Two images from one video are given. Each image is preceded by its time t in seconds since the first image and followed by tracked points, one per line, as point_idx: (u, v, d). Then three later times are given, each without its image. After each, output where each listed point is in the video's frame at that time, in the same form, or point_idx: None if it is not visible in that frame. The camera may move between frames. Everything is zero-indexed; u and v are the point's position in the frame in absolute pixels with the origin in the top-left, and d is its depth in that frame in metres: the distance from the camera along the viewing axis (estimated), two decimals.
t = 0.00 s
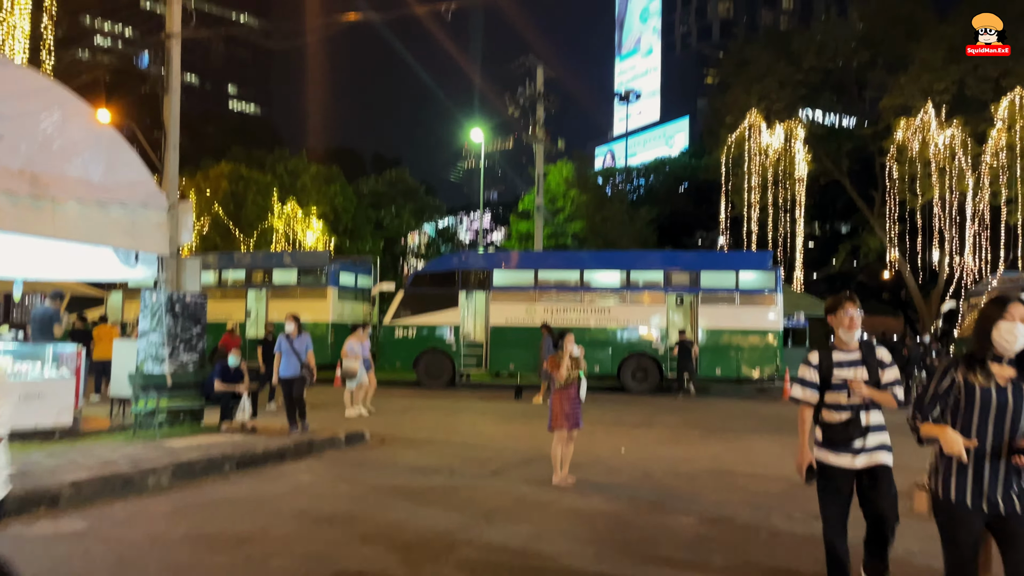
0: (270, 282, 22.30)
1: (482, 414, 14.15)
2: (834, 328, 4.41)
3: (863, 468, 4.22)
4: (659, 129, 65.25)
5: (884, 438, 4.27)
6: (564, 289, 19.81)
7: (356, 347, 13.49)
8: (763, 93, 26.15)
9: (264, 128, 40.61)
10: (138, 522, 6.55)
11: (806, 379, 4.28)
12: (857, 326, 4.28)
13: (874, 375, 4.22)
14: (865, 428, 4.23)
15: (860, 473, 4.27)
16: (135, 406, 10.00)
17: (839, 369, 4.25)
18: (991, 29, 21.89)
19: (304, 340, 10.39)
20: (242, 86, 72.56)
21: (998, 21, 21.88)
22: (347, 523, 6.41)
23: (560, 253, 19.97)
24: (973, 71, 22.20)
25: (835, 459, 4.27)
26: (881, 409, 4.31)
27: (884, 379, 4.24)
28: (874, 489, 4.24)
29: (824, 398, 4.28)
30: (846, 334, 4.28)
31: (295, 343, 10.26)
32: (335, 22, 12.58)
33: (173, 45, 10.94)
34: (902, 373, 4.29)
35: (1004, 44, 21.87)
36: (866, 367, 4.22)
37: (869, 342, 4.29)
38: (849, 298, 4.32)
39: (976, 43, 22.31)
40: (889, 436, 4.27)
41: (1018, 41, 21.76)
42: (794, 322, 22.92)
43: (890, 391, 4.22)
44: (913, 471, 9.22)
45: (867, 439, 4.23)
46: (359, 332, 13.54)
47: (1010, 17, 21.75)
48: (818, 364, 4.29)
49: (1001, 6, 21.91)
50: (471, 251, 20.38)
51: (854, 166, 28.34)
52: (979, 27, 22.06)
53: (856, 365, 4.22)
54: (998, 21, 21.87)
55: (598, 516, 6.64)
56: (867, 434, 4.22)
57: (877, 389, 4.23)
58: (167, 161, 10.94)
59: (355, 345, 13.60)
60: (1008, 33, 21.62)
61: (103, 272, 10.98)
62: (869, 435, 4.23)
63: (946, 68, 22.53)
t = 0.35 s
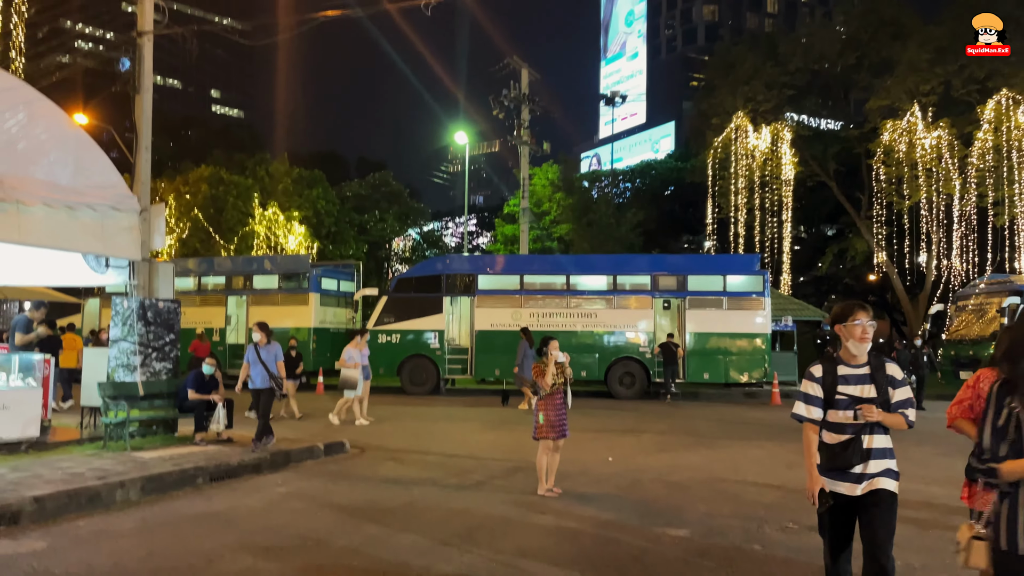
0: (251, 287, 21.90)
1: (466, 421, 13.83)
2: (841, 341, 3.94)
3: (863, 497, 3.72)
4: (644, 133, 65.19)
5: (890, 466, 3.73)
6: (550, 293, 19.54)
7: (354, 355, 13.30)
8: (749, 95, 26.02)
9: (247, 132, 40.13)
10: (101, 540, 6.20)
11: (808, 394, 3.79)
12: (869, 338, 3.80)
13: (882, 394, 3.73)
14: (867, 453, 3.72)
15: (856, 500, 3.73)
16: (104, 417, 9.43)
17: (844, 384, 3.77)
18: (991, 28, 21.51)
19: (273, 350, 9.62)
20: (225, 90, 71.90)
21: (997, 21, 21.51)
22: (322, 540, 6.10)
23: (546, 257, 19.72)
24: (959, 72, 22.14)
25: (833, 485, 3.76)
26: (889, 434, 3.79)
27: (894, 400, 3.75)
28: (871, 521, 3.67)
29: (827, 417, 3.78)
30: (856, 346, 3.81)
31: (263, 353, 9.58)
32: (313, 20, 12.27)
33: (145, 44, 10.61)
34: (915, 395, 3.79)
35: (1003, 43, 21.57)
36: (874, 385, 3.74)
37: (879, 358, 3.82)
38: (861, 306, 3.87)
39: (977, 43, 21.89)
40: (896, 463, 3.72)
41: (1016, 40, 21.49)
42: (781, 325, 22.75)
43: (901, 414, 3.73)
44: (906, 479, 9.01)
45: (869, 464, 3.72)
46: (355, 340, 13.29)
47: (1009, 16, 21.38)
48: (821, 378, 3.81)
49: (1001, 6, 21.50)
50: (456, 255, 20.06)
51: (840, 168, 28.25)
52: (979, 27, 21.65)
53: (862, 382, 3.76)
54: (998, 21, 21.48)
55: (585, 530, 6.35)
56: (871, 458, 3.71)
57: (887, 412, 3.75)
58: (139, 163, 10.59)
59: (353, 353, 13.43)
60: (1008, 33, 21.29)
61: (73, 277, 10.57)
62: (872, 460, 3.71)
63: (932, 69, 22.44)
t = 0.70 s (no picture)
0: (235, 270, 21.57)
1: (452, 405, 13.67)
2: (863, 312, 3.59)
3: (884, 488, 3.34)
4: (631, 117, 64.89)
5: (917, 452, 3.36)
6: (538, 276, 19.35)
7: (355, 338, 13.09)
8: (738, 76, 25.75)
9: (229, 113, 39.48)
10: (74, 528, 5.98)
11: (824, 372, 3.45)
12: (894, 308, 3.45)
13: (909, 370, 3.38)
14: (893, 437, 3.36)
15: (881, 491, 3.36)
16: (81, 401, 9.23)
17: (864, 360, 3.42)
18: (992, 28, 21.31)
19: (248, 331, 9.22)
20: (208, 73, 70.86)
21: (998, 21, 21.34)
22: (306, 527, 5.91)
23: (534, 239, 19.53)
24: (948, 54, 21.99)
25: (852, 472, 3.39)
26: (917, 416, 3.43)
27: (922, 377, 3.41)
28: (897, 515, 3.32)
29: (844, 396, 3.44)
30: (879, 317, 3.46)
31: (237, 335, 9.14)
32: None
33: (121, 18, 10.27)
34: (947, 372, 3.45)
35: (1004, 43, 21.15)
36: (898, 360, 3.39)
37: (906, 330, 3.46)
38: (887, 273, 3.52)
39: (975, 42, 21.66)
40: (923, 450, 3.36)
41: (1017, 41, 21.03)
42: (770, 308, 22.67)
43: (932, 392, 3.38)
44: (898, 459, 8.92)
45: (894, 450, 3.35)
46: (357, 324, 13.03)
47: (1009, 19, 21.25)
48: (838, 353, 3.46)
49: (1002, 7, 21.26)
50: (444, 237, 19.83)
51: (828, 151, 28.11)
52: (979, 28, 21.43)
53: (884, 357, 3.41)
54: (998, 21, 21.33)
55: (576, 516, 6.20)
56: (896, 444, 3.35)
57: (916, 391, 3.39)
58: (115, 141, 10.28)
59: (353, 337, 13.20)
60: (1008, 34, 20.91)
61: (47, 258, 10.27)
62: (898, 446, 3.35)
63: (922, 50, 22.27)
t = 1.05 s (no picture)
0: (205, 280, 21.12)
1: (427, 417, 13.40)
2: (868, 330, 3.21)
3: (904, 531, 3.00)
4: (607, 126, 65.16)
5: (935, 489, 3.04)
6: (515, 285, 19.13)
7: (347, 350, 12.63)
8: (713, 86, 25.81)
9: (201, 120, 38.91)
10: (25, 555, 5.64)
11: (830, 402, 3.06)
12: (900, 327, 3.06)
13: (924, 397, 3.00)
14: (912, 474, 3.01)
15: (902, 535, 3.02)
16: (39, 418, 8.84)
17: (876, 387, 3.02)
18: (992, 29, 21.74)
19: (208, 346, 8.70)
20: (180, 80, 70.07)
21: (998, 21, 21.78)
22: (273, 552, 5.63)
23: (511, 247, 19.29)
24: (920, 64, 22.20)
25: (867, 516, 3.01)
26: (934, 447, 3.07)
27: (939, 405, 3.02)
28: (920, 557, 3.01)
29: (852, 428, 3.05)
30: (886, 337, 3.06)
31: (196, 350, 8.59)
32: None
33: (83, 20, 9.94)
34: (964, 397, 3.06)
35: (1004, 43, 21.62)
36: (912, 386, 3.01)
37: (917, 349, 3.08)
38: (892, 286, 3.15)
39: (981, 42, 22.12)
40: (942, 484, 3.04)
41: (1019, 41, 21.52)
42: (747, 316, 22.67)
43: (947, 422, 3.01)
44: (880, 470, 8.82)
45: (914, 489, 3.01)
46: (348, 335, 12.65)
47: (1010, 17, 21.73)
48: (845, 379, 3.06)
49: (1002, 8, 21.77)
50: (419, 246, 19.55)
51: (802, 159, 28.25)
52: (979, 28, 21.82)
53: (897, 382, 3.02)
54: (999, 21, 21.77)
55: (556, 536, 5.97)
56: (915, 481, 3.01)
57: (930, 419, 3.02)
58: (78, 147, 9.92)
59: (345, 349, 12.73)
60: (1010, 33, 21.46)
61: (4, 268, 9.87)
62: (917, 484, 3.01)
63: (894, 60, 22.46)
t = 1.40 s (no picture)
0: (195, 284, 20.85)
1: (420, 422, 13.16)
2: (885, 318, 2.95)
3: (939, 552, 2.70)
4: (601, 129, 65.10)
5: (973, 500, 2.73)
6: (509, 287, 18.92)
7: (355, 354, 12.44)
8: (708, 86, 25.65)
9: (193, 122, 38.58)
10: None
11: (847, 402, 2.76)
12: (918, 310, 2.80)
13: (954, 394, 2.75)
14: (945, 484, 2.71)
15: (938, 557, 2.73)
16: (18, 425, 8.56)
17: (898, 383, 2.75)
18: (992, 29, 21.54)
19: (192, 357, 8.28)
20: (173, 83, 69.77)
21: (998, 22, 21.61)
22: (259, 563, 5.40)
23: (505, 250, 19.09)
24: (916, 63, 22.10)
25: (896, 536, 2.72)
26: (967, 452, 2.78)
27: (970, 404, 2.77)
28: None
29: (871, 431, 2.77)
30: (905, 322, 2.80)
31: (180, 361, 8.17)
32: None
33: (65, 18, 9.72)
34: (999, 393, 2.80)
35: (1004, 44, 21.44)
36: (940, 380, 2.74)
37: (943, 340, 2.81)
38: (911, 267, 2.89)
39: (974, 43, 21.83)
40: (980, 495, 2.74)
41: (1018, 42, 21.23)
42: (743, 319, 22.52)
43: (981, 421, 2.73)
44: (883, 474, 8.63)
45: (950, 502, 2.71)
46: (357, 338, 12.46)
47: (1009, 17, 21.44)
48: (863, 375, 2.77)
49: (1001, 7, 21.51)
50: (412, 248, 19.32)
51: (798, 160, 28.11)
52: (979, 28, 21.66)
53: (923, 376, 2.74)
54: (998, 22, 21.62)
55: (553, 545, 5.75)
56: (950, 493, 2.71)
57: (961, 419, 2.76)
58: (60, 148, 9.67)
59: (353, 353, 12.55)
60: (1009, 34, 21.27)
61: None
62: (953, 495, 2.71)
63: (890, 60, 22.33)
